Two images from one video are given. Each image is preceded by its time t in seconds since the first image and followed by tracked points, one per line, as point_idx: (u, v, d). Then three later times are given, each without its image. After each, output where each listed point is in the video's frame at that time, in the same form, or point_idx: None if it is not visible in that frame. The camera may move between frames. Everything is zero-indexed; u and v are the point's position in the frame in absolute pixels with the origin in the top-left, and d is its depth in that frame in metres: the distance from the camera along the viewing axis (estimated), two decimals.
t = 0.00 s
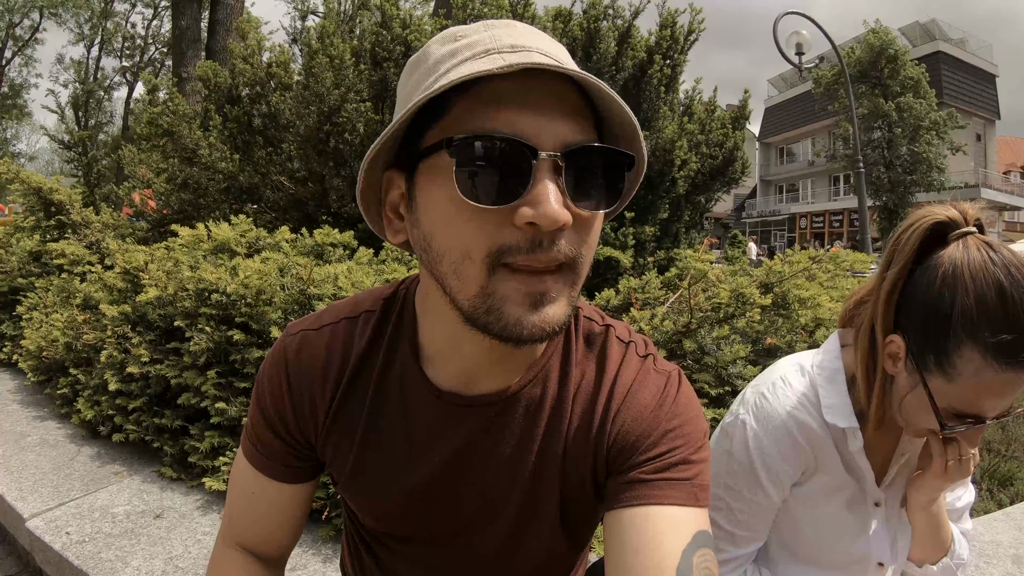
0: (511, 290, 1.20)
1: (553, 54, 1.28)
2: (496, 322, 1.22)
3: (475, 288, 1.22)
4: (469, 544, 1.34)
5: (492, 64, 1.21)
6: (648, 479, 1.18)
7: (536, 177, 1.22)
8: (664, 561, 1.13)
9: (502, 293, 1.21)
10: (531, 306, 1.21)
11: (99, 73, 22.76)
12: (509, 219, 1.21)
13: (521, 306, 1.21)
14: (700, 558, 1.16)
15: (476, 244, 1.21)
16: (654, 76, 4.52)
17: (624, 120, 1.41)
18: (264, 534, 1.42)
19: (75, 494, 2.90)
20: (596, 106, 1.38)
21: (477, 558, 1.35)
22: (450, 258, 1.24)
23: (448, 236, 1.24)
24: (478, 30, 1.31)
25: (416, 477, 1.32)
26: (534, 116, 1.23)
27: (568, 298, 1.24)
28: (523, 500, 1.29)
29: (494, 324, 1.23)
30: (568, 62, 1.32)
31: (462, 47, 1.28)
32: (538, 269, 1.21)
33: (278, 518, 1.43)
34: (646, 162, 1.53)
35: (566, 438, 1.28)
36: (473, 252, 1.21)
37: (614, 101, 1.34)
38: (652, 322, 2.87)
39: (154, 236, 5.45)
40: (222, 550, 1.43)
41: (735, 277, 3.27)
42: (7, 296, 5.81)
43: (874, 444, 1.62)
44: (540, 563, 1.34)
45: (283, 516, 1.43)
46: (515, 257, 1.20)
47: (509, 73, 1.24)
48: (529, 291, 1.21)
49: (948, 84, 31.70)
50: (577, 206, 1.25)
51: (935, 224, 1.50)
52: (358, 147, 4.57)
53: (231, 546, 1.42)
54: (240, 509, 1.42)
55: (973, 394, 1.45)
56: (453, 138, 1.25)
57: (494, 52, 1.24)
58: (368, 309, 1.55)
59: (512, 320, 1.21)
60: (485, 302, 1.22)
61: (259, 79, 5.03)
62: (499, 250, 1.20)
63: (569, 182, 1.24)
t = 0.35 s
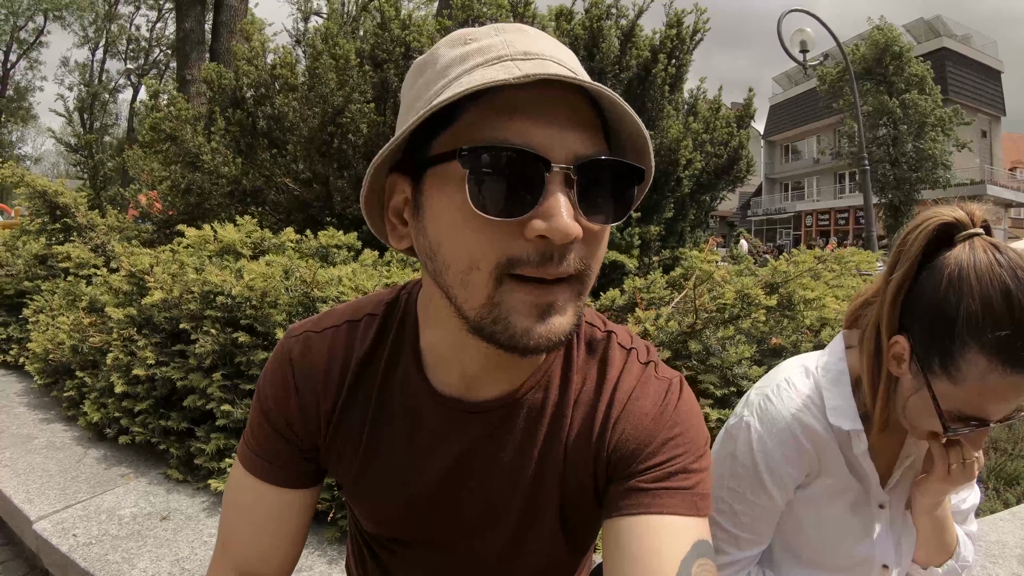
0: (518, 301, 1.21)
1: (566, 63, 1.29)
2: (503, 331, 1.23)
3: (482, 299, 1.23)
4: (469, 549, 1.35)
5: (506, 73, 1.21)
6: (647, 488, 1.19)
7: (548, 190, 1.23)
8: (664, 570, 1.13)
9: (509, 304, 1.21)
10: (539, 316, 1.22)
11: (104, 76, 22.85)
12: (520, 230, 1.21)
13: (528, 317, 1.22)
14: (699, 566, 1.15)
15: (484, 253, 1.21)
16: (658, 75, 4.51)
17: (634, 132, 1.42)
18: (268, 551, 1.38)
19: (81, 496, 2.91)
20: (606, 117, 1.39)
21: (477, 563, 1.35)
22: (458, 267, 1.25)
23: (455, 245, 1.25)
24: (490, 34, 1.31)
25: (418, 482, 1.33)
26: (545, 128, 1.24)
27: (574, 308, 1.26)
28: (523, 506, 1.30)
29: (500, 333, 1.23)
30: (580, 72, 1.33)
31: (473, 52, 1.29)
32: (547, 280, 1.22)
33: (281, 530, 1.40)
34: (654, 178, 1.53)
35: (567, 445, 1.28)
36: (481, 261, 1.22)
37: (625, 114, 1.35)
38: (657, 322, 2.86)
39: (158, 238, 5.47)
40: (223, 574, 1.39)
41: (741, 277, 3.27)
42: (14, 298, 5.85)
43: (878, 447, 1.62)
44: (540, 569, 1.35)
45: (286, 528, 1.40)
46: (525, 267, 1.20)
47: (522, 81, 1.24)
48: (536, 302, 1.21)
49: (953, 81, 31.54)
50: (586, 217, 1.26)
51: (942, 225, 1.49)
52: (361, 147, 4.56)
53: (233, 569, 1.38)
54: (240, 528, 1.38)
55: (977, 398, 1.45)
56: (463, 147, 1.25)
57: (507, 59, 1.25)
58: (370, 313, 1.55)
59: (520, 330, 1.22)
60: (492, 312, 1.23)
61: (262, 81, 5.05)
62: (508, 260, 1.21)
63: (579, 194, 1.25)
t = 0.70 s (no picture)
0: (523, 298, 1.21)
1: (574, 63, 1.29)
2: (508, 327, 1.24)
3: (489, 297, 1.23)
4: (474, 544, 1.35)
5: (514, 73, 1.22)
6: (651, 486, 1.19)
7: (553, 190, 1.23)
8: (667, 569, 1.14)
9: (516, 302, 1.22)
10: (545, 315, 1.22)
11: (107, 78, 22.95)
12: (526, 230, 1.22)
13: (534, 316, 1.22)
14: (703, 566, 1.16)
15: (491, 252, 1.22)
16: (662, 73, 4.51)
17: (641, 133, 1.42)
18: (280, 546, 1.36)
19: (89, 495, 2.93)
20: (614, 118, 1.39)
21: (481, 558, 1.36)
22: (464, 266, 1.25)
23: (462, 244, 1.25)
24: (499, 33, 1.32)
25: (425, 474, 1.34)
26: (552, 128, 1.25)
27: (581, 307, 1.26)
28: (529, 502, 1.30)
29: (506, 329, 1.24)
30: (588, 72, 1.33)
31: (481, 51, 1.29)
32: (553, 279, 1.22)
33: (293, 526, 1.39)
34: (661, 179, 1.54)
35: (572, 441, 1.29)
36: (488, 260, 1.22)
37: (632, 115, 1.35)
38: (662, 320, 2.87)
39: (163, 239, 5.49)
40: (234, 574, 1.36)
41: (746, 275, 3.27)
42: (20, 300, 5.88)
43: (884, 442, 1.62)
44: (544, 566, 1.35)
45: (300, 523, 1.39)
46: (530, 265, 1.21)
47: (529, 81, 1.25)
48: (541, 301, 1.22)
49: (957, 77, 31.43)
50: (592, 218, 1.27)
51: (947, 221, 1.49)
52: (366, 147, 4.58)
53: (245, 568, 1.35)
54: (251, 525, 1.36)
55: (983, 394, 1.44)
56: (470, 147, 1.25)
57: (515, 59, 1.25)
58: (379, 308, 1.56)
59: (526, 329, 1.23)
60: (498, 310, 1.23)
61: (267, 82, 5.07)
62: (515, 259, 1.21)
63: (585, 194, 1.26)
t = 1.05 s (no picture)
0: (525, 296, 1.22)
1: (578, 63, 1.29)
2: (511, 325, 1.24)
3: (491, 294, 1.24)
4: (479, 543, 1.35)
5: (516, 73, 1.22)
6: (655, 486, 1.19)
7: (555, 189, 1.23)
8: (671, 568, 1.14)
9: (518, 300, 1.22)
10: (547, 313, 1.23)
11: (108, 79, 22.97)
12: (528, 229, 1.22)
13: (535, 313, 1.23)
14: (707, 565, 1.15)
15: (494, 252, 1.23)
16: (663, 73, 4.51)
17: (645, 132, 1.41)
18: (286, 546, 1.36)
19: (91, 496, 2.93)
20: (618, 117, 1.39)
21: (486, 557, 1.36)
22: (468, 264, 1.26)
23: (466, 243, 1.26)
24: (503, 33, 1.32)
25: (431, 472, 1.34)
26: (555, 127, 1.24)
27: (584, 304, 1.26)
28: (534, 501, 1.30)
29: (508, 327, 1.25)
30: (593, 72, 1.33)
31: (485, 52, 1.30)
32: (555, 277, 1.22)
33: (300, 525, 1.38)
34: (665, 178, 1.53)
35: (577, 440, 1.29)
36: (491, 259, 1.23)
37: (637, 113, 1.35)
38: (665, 320, 2.87)
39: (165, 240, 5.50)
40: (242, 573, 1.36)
41: (748, 275, 3.27)
42: (22, 300, 5.89)
43: (888, 441, 1.62)
44: (548, 566, 1.35)
45: (307, 522, 1.39)
46: (533, 263, 1.21)
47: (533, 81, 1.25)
48: (543, 298, 1.22)
49: (958, 76, 31.40)
50: (595, 217, 1.27)
51: (951, 222, 1.49)
52: (368, 148, 4.58)
53: (251, 567, 1.36)
54: (257, 524, 1.36)
55: (986, 393, 1.45)
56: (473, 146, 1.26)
57: (518, 59, 1.25)
58: (386, 307, 1.56)
59: (528, 326, 1.23)
60: (500, 307, 1.24)
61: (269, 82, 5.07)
62: (517, 257, 1.22)
63: (588, 193, 1.26)
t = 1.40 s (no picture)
0: (508, 288, 1.22)
1: (568, 61, 1.29)
2: (494, 318, 1.25)
3: (478, 285, 1.25)
4: (481, 542, 1.36)
5: (502, 70, 1.23)
6: (654, 484, 1.20)
7: (539, 182, 1.23)
8: (672, 566, 1.14)
9: (504, 291, 1.23)
10: (531, 305, 1.23)
11: (108, 81, 23.00)
12: (511, 221, 1.23)
13: (520, 306, 1.23)
14: (706, 563, 1.16)
15: (479, 244, 1.24)
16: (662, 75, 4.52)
17: (639, 130, 1.40)
18: (290, 545, 1.37)
19: (92, 497, 2.93)
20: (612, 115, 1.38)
21: (487, 557, 1.37)
22: (454, 256, 1.28)
23: (453, 235, 1.28)
24: (499, 35, 1.32)
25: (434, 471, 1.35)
26: (541, 123, 1.25)
27: (573, 300, 1.26)
28: (535, 500, 1.31)
29: (492, 319, 1.25)
30: (586, 70, 1.32)
31: (480, 52, 1.31)
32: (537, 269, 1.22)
33: (305, 524, 1.39)
34: (662, 175, 1.52)
35: (578, 438, 1.29)
36: (476, 251, 1.24)
37: (628, 111, 1.34)
38: (664, 321, 2.88)
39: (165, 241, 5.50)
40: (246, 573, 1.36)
41: (748, 276, 3.28)
42: (22, 302, 5.89)
43: (888, 440, 1.63)
44: (549, 565, 1.36)
45: (311, 520, 1.40)
46: (514, 255, 1.22)
47: (521, 78, 1.26)
48: (529, 291, 1.22)
49: (957, 78, 31.47)
50: (580, 211, 1.26)
51: (949, 223, 1.50)
52: (368, 150, 4.59)
53: (255, 566, 1.36)
54: (260, 524, 1.37)
55: (983, 392, 1.46)
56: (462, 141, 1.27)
57: (508, 57, 1.26)
58: (389, 307, 1.57)
59: (513, 317, 1.23)
60: (486, 299, 1.24)
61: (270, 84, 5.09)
62: (500, 249, 1.23)
63: (572, 187, 1.25)
